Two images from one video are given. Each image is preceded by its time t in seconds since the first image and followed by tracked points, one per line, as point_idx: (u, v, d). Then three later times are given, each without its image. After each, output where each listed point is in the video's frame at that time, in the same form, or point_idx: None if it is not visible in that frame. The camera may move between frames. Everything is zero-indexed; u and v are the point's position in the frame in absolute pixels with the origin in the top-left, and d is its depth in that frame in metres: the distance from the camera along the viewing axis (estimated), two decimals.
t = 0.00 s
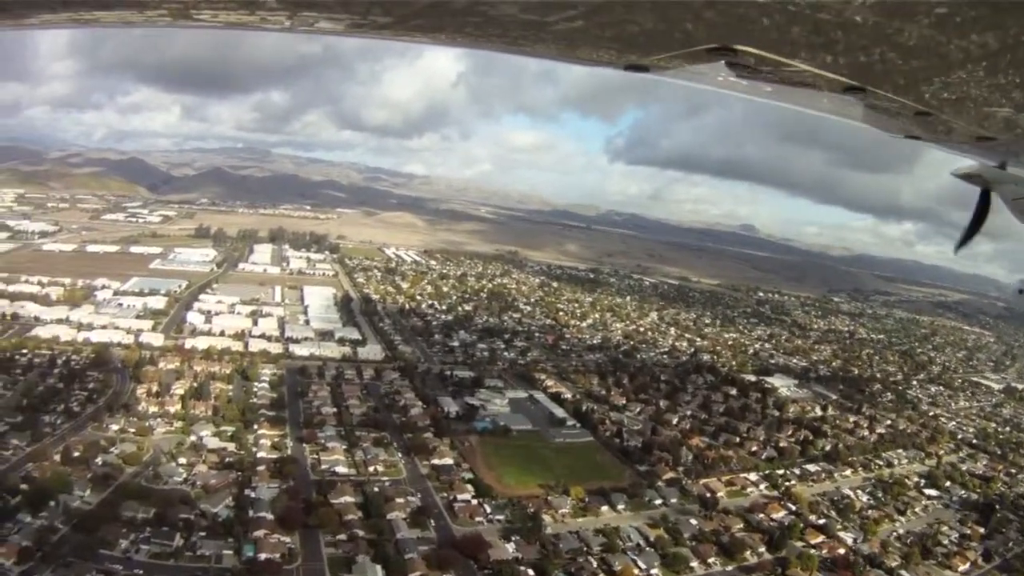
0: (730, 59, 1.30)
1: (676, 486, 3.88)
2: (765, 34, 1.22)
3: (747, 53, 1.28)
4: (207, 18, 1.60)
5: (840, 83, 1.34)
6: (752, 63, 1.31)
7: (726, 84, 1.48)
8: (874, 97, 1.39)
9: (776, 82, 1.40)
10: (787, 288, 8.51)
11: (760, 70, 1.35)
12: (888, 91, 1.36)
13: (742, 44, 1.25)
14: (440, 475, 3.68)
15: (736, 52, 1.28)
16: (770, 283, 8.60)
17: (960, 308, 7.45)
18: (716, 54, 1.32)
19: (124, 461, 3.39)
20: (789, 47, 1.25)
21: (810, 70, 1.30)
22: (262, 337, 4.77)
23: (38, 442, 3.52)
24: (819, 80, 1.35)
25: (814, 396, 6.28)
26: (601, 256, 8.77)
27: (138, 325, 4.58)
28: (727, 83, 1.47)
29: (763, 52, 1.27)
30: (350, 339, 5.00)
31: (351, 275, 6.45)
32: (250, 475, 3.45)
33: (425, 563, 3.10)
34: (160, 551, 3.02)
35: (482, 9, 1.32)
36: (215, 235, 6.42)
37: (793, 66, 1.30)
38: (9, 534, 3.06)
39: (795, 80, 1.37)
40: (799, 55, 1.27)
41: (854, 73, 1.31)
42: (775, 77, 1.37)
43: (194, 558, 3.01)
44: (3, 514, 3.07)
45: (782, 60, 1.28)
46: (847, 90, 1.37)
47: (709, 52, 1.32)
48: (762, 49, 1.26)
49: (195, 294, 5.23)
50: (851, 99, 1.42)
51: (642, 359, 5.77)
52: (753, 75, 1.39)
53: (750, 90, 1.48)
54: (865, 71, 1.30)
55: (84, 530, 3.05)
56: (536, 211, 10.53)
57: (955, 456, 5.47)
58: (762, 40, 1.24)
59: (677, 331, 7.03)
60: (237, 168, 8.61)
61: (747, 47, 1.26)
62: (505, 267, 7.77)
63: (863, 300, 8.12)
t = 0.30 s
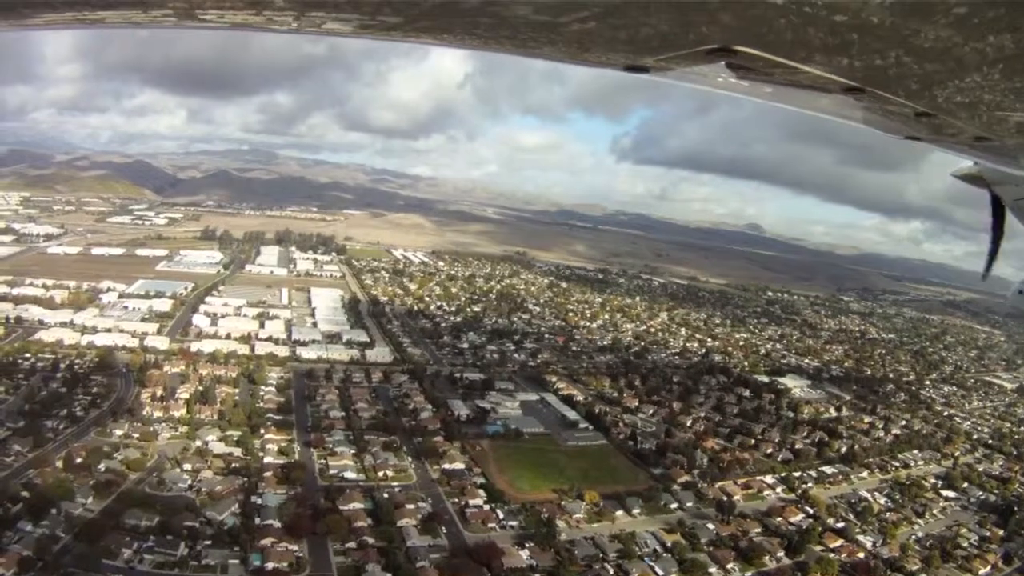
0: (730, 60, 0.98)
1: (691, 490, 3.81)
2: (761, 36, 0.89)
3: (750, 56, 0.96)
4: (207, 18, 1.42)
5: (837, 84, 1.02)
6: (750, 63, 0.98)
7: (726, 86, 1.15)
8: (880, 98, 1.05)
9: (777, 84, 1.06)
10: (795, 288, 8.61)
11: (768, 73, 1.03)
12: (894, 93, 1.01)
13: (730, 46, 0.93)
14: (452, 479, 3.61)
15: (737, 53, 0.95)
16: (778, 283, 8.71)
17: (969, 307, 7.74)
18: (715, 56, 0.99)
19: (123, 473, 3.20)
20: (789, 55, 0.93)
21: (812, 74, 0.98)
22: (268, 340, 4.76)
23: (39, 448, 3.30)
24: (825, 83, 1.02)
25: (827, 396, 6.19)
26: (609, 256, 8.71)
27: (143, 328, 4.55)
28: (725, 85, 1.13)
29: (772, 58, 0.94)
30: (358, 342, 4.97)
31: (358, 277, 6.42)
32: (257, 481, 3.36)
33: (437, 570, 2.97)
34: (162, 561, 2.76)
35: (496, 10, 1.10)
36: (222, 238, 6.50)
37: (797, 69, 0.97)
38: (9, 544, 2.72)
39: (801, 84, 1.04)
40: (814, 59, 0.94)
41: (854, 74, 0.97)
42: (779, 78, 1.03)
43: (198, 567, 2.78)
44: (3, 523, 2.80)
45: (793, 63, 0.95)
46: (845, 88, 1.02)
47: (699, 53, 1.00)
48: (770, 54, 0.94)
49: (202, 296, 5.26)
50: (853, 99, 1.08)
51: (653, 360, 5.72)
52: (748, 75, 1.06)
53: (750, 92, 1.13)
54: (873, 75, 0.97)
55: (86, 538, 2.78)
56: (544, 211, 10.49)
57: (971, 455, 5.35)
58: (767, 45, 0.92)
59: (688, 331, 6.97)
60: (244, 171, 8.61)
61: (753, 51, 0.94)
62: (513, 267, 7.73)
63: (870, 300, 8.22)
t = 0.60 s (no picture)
0: (732, 59, 1.18)
1: (705, 500, 3.74)
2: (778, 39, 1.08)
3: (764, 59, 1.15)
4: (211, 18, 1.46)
5: (839, 83, 1.22)
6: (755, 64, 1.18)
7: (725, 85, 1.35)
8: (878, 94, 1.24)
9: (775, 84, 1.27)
10: (804, 289, 8.47)
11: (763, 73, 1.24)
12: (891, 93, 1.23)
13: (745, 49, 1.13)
14: (460, 490, 3.54)
15: (737, 53, 1.15)
16: (785, 285, 8.58)
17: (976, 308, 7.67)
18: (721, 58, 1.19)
19: (124, 482, 3.21)
20: (798, 55, 1.12)
21: (817, 73, 1.19)
22: (273, 344, 4.67)
23: (39, 455, 3.35)
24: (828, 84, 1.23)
25: (839, 401, 6.10)
26: (615, 258, 8.63)
27: (145, 331, 4.52)
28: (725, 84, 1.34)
29: (782, 60, 1.14)
30: (364, 345, 4.91)
31: (364, 279, 6.36)
32: (261, 491, 3.31)
33: None
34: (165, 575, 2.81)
35: (501, 9, 1.18)
36: (227, 240, 6.46)
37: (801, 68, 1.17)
38: (9, 556, 2.85)
39: (802, 86, 1.24)
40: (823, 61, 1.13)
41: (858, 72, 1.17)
42: (778, 77, 1.24)
43: None
44: (1, 535, 2.89)
45: (802, 63, 1.14)
46: (843, 87, 1.23)
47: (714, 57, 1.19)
48: (782, 58, 1.14)
49: (206, 298, 5.18)
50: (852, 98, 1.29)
51: (663, 364, 5.65)
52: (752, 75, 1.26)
53: (750, 91, 1.34)
54: (876, 74, 1.17)
55: (84, 551, 2.86)
56: (549, 213, 10.41)
57: (985, 461, 5.27)
58: (781, 49, 1.11)
59: (696, 335, 6.89)
60: (248, 172, 8.57)
61: (766, 54, 1.13)
62: (520, 269, 7.67)
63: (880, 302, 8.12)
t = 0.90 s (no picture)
0: (731, 59, 1.28)
1: (719, 508, 3.68)
2: (797, 42, 1.19)
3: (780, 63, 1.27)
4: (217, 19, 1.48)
5: (837, 83, 1.34)
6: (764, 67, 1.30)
7: (727, 85, 1.47)
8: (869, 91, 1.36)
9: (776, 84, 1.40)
10: (808, 294, 8.21)
11: (759, 75, 1.36)
12: (887, 90, 1.35)
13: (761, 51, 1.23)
14: (469, 500, 3.49)
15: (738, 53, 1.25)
16: (791, 289, 8.40)
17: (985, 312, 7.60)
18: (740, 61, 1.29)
19: (125, 492, 3.14)
20: (810, 57, 1.24)
21: (822, 73, 1.30)
22: (277, 349, 4.66)
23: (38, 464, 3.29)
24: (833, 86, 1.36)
25: (850, 407, 6.02)
26: (622, 262, 8.57)
27: (149, 337, 4.48)
28: (727, 84, 1.46)
29: (793, 61, 1.25)
30: (371, 351, 4.86)
31: (369, 285, 6.33)
32: (265, 502, 3.26)
33: None
34: None
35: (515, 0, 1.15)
36: (230, 245, 6.40)
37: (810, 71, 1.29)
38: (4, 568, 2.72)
39: (808, 84, 1.36)
40: (830, 63, 1.25)
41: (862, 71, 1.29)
42: (784, 79, 1.36)
43: None
44: None
45: (811, 65, 1.26)
46: (827, 83, 1.34)
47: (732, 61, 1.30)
48: (795, 60, 1.25)
49: (209, 303, 5.12)
50: (840, 95, 1.41)
51: (672, 370, 5.59)
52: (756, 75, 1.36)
53: (750, 90, 1.46)
54: (878, 72, 1.29)
55: (83, 563, 2.76)
56: (555, 218, 10.36)
57: (1000, 468, 5.18)
58: (796, 51, 1.22)
59: (704, 341, 6.82)
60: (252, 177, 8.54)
61: (778, 57, 1.24)
62: (526, 275, 7.62)
63: (886, 306, 7.91)
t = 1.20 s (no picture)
0: (731, 59, 1.13)
1: (733, 515, 3.60)
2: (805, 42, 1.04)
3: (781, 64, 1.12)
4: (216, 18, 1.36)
5: (840, 83, 1.19)
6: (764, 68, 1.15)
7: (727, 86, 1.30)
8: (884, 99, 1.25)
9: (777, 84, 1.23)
10: (816, 294, 8.10)
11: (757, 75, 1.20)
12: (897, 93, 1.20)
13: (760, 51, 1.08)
14: (478, 507, 3.43)
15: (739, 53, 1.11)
16: (797, 289, 8.36)
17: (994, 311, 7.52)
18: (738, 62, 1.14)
19: (125, 502, 3.06)
20: (815, 57, 1.09)
21: (827, 74, 1.14)
22: (280, 353, 4.60)
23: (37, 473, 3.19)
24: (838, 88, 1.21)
25: (862, 409, 5.95)
26: (627, 262, 8.50)
27: (150, 341, 4.45)
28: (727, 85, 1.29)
29: (798, 62, 1.10)
30: (376, 355, 4.81)
31: (374, 287, 6.29)
32: (268, 512, 3.19)
33: None
34: None
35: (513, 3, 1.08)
36: (234, 247, 6.40)
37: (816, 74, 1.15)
38: None
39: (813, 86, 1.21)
40: (840, 64, 1.10)
41: (872, 72, 1.13)
42: (786, 81, 1.20)
43: None
44: None
45: (818, 65, 1.10)
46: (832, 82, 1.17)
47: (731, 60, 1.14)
48: (800, 61, 1.10)
49: (212, 307, 5.11)
50: (843, 95, 1.24)
51: (681, 372, 5.52)
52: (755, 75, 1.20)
53: (751, 91, 1.29)
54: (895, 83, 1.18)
55: None
56: (559, 218, 10.31)
57: (1014, 469, 5.10)
58: (801, 51, 1.07)
59: (712, 341, 6.75)
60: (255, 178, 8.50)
61: (782, 58, 1.09)
62: (531, 276, 7.56)
63: (892, 306, 7.88)
